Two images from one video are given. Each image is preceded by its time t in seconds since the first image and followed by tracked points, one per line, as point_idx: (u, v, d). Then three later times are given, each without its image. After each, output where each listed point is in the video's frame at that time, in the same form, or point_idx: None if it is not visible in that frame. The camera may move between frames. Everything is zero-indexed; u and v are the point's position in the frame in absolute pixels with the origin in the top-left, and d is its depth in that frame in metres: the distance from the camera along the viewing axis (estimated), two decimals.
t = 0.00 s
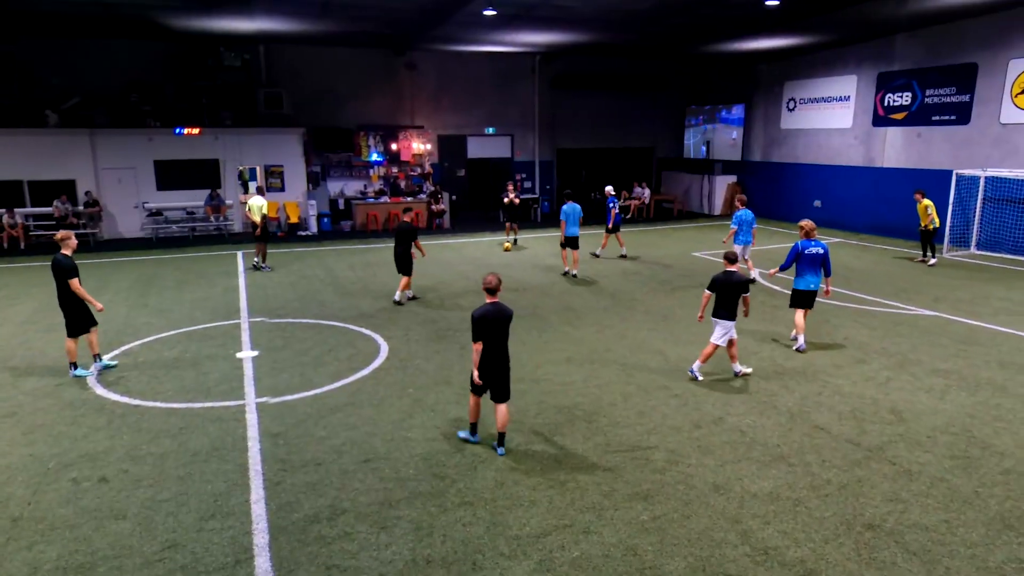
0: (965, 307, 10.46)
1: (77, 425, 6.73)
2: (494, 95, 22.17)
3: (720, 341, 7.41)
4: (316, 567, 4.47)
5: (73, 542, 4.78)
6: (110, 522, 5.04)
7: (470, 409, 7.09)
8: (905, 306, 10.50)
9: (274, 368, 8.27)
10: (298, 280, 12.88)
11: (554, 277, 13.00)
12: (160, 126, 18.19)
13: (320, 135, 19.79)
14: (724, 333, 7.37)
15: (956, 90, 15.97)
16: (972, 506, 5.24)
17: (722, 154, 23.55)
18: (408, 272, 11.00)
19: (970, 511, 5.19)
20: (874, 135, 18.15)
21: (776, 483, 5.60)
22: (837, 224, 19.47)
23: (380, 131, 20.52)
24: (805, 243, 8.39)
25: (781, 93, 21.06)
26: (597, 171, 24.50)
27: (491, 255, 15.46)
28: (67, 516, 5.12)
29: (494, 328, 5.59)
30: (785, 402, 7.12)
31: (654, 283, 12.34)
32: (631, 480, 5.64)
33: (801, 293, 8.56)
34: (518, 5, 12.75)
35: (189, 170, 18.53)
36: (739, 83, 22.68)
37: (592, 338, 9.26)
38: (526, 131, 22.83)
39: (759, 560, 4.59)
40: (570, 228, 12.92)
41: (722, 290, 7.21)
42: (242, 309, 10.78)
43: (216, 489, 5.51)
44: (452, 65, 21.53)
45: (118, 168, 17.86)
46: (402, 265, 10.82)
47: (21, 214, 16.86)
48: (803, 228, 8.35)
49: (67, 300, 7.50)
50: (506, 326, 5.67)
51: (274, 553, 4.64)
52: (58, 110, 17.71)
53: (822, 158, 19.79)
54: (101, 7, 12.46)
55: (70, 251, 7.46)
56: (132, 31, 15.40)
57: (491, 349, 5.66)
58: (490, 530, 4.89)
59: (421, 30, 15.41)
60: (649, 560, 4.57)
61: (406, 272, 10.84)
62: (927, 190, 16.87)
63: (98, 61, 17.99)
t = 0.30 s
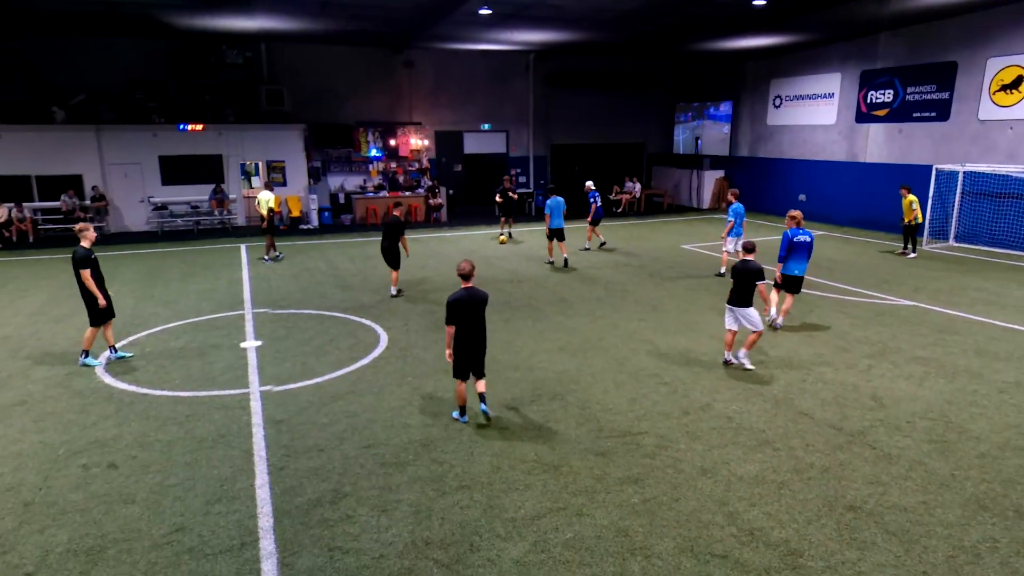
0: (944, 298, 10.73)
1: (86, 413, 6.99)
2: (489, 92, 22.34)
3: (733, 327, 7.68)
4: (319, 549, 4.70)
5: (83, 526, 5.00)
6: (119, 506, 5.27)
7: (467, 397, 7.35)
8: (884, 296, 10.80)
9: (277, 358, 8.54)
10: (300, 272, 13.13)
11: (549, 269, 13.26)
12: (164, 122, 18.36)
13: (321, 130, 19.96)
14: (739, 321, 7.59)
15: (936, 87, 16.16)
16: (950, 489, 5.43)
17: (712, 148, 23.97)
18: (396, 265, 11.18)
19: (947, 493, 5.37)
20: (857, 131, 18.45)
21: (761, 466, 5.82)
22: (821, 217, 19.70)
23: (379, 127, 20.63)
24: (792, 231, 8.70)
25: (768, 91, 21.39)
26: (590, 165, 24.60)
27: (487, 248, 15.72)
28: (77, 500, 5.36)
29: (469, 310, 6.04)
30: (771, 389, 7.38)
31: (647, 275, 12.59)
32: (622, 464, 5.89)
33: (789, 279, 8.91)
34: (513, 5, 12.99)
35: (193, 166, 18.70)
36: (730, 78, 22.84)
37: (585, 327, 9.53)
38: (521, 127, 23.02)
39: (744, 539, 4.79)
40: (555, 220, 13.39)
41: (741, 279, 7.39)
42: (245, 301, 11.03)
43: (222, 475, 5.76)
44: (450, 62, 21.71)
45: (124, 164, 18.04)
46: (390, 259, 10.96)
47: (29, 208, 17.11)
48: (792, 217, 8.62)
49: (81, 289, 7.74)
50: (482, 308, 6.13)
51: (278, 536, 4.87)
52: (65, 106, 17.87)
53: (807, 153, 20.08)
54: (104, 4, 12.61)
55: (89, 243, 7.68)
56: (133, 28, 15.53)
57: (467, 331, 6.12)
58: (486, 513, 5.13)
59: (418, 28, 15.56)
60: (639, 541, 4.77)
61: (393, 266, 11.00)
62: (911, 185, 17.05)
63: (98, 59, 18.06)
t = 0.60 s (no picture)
0: (923, 288, 11.04)
1: (93, 402, 7.24)
2: (484, 91, 22.52)
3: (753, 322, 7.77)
4: (321, 532, 4.97)
5: (92, 511, 5.25)
6: (126, 492, 5.53)
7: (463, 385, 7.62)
8: (865, 287, 11.08)
9: (278, 347, 8.81)
10: (300, 264, 13.38)
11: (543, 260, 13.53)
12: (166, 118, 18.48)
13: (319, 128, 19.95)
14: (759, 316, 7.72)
15: (915, 85, 16.37)
16: (925, 471, 5.66)
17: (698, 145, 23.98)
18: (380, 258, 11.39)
19: (923, 475, 5.61)
20: (838, 128, 18.68)
21: (745, 451, 6.08)
22: (804, 211, 20.00)
23: (376, 123, 20.77)
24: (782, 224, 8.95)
25: (754, 88, 21.53)
26: (582, 160, 24.84)
27: (482, 240, 15.98)
28: (86, 486, 5.62)
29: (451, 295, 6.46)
30: (755, 376, 7.66)
31: (638, 266, 12.86)
32: (612, 449, 6.17)
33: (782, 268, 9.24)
34: (506, 4, 13.15)
35: (194, 161, 18.84)
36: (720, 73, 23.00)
37: (577, 318, 9.80)
38: (514, 123, 23.19)
39: (729, 520, 5.05)
40: (540, 212, 13.91)
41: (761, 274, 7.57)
42: (247, 292, 11.29)
43: (226, 461, 6.03)
44: (444, 60, 21.82)
45: (128, 159, 18.19)
46: (377, 253, 11.16)
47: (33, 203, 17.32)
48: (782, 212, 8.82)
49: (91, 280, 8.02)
50: (467, 295, 6.55)
51: (281, 519, 5.15)
52: (69, 103, 17.93)
53: (791, 148, 20.32)
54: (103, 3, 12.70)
55: (102, 236, 7.90)
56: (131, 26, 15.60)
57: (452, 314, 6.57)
58: (482, 497, 5.41)
59: (414, 27, 15.66)
60: (630, 522, 5.03)
61: (379, 258, 11.21)
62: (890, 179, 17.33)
63: (99, 56, 18.13)
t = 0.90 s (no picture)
0: (911, 287, 11.11)
1: (82, 404, 7.19)
2: (475, 90, 22.49)
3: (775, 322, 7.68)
4: (312, 534, 4.94)
5: (81, 514, 5.20)
6: (116, 494, 5.49)
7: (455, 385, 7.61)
8: (854, 286, 11.14)
9: (269, 348, 8.76)
10: (291, 265, 13.32)
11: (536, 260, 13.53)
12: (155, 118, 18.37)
13: (309, 127, 19.89)
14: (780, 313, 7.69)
15: (903, 85, 16.50)
16: (915, 468, 5.70)
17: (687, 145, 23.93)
18: (362, 258, 11.36)
19: (913, 472, 5.65)
20: (827, 128, 18.79)
21: (737, 450, 6.10)
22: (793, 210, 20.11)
23: (367, 123, 20.68)
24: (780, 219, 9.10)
25: (744, 88, 21.64)
26: (573, 161, 24.88)
27: (474, 240, 15.96)
28: (76, 489, 5.57)
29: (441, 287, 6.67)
30: (746, 375, 7.69)
31: (629, 266, 12.89)
32: (604, 448, 6.18)
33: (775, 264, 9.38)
34: (496, 4, 13.14)
35: (184, 161, 18.73)
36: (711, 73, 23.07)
37: (569, 317, 9.80)
38: (505, 123, 23.19)
39: (721, 519, 5.07)
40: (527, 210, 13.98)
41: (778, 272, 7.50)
42: (238, 293, 11.23)
43: (217, 463, 6.00)
44: (433, 60, 21.77)
45: (116, 159, 18.06)
46: (359, 253, 11.14)
47: (22, 204, 17.17)
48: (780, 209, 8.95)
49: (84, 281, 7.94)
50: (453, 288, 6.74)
51: (272, 521, 5.12)
52: (56, 103, 17.81)
53: (781, 148, 20.43)
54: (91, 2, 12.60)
55: (92, 237, 7.84)
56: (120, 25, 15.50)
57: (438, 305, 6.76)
58: (474, 497, 5.40)
59: (404, 27, 15.62)
60: (622, 521, 5.03)
61: (359, 259, 11.21)
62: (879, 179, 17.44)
63: (88, 54, 18.00)
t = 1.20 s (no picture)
0: (893, 285, 11.25)
1: (63, 408, 7.09)
2: (460, 89, 22.44)
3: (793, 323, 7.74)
4: (299, 537, 4.91)
5: (63, 519, 5.13)
6: (99, 499, 5.42)
7: (441, 386, 7.59)
8: (837, 285, 11.25)
9: (254, 350, 8.69)
10: (275, 265, 13.22)
11: (523, 260, 13.52)
12: (136, 117, 18.16)
13: (293, 127, 19.76)
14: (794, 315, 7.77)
15: (885, 86, 16.69)
16: (898, 465, 5.77)
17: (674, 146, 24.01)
18: (348, 260, 11.23)
19: (896, 468, 5.72)
20: (810, 128, 18.96)
21: (723, 448, 6.14)
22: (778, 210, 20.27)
23: (352, 123, 20.60)
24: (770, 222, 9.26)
25: (728, 89, 21.78)
26: (559, 161, 24.92)
27: (461, 240, 15.93)
28: (57, 494, 5.49)
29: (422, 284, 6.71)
30: (732, 374, 7.74)
31: (614, 266, 12.93)
32: (592, 447, 6.19)
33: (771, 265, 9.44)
34: (481, 4, 13.12)
35: (167, 161, 18.54)
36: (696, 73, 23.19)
37: (556, 317, 9.82)
38: (491, 122, 23.17)
39: (708, 516, 5.09)
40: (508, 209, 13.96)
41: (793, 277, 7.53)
42: (222, 294, 11.13)
43: (201, 466, 5.94)
44: (418, 60, 21.70)
45: (97, 159, 17.84)
46: (343, 254, 11.04)
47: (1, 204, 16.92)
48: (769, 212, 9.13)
49: (66, 285, 7.82)
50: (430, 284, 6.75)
51: (259, 524, 5.08)
52: (36, 102, 17.56)
53: (765, 148, 20.58)
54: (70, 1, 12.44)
55: (72, 240, 7.74)
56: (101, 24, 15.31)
57: (415, 301, 6.76)
58: (462, 497, 5.40)
59: (389, 26, 15.57)
60: (609, 520, 5.05)
61: (345, 260, 11.07)
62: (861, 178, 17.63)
63: (68, 53, 17.76)
